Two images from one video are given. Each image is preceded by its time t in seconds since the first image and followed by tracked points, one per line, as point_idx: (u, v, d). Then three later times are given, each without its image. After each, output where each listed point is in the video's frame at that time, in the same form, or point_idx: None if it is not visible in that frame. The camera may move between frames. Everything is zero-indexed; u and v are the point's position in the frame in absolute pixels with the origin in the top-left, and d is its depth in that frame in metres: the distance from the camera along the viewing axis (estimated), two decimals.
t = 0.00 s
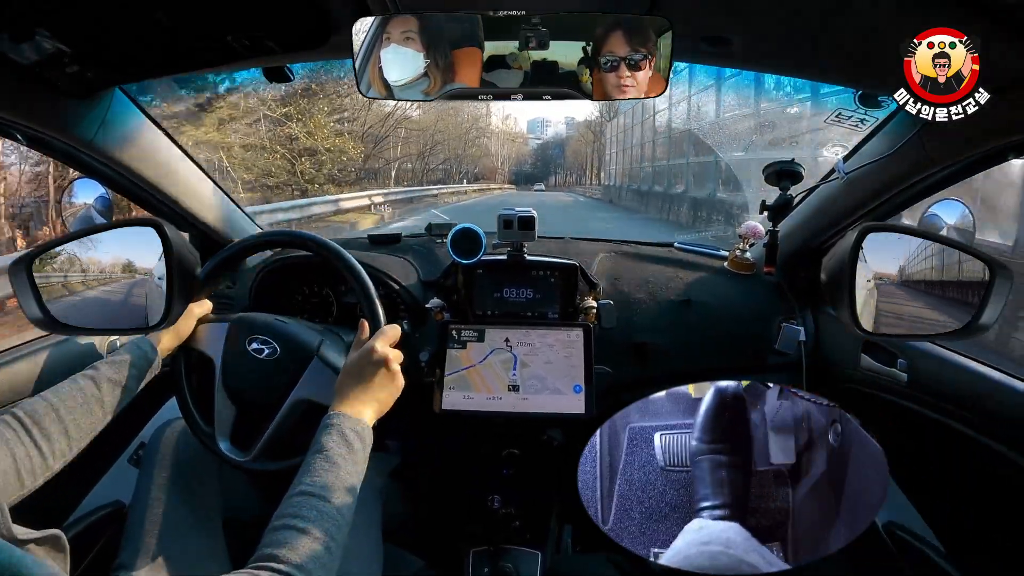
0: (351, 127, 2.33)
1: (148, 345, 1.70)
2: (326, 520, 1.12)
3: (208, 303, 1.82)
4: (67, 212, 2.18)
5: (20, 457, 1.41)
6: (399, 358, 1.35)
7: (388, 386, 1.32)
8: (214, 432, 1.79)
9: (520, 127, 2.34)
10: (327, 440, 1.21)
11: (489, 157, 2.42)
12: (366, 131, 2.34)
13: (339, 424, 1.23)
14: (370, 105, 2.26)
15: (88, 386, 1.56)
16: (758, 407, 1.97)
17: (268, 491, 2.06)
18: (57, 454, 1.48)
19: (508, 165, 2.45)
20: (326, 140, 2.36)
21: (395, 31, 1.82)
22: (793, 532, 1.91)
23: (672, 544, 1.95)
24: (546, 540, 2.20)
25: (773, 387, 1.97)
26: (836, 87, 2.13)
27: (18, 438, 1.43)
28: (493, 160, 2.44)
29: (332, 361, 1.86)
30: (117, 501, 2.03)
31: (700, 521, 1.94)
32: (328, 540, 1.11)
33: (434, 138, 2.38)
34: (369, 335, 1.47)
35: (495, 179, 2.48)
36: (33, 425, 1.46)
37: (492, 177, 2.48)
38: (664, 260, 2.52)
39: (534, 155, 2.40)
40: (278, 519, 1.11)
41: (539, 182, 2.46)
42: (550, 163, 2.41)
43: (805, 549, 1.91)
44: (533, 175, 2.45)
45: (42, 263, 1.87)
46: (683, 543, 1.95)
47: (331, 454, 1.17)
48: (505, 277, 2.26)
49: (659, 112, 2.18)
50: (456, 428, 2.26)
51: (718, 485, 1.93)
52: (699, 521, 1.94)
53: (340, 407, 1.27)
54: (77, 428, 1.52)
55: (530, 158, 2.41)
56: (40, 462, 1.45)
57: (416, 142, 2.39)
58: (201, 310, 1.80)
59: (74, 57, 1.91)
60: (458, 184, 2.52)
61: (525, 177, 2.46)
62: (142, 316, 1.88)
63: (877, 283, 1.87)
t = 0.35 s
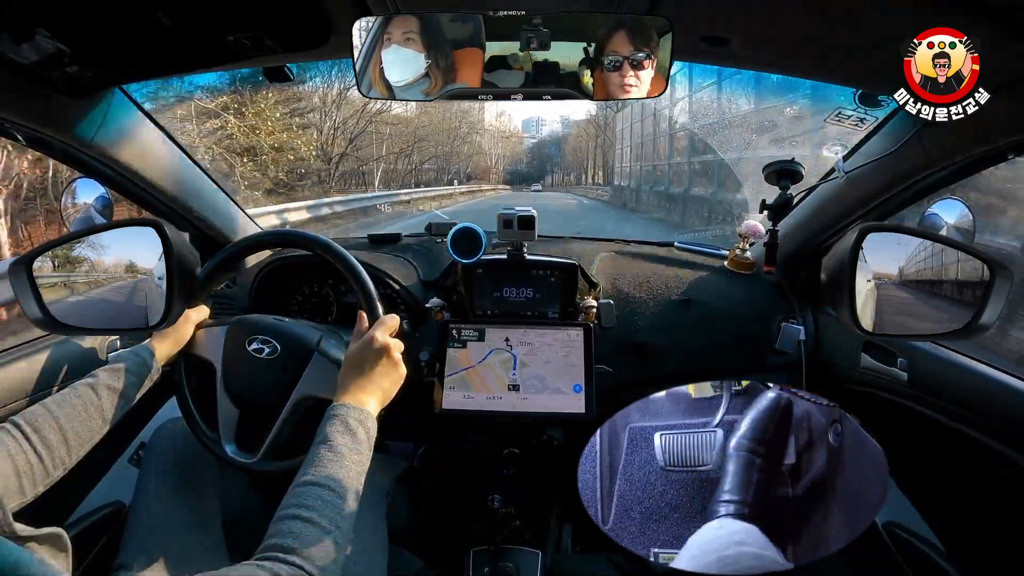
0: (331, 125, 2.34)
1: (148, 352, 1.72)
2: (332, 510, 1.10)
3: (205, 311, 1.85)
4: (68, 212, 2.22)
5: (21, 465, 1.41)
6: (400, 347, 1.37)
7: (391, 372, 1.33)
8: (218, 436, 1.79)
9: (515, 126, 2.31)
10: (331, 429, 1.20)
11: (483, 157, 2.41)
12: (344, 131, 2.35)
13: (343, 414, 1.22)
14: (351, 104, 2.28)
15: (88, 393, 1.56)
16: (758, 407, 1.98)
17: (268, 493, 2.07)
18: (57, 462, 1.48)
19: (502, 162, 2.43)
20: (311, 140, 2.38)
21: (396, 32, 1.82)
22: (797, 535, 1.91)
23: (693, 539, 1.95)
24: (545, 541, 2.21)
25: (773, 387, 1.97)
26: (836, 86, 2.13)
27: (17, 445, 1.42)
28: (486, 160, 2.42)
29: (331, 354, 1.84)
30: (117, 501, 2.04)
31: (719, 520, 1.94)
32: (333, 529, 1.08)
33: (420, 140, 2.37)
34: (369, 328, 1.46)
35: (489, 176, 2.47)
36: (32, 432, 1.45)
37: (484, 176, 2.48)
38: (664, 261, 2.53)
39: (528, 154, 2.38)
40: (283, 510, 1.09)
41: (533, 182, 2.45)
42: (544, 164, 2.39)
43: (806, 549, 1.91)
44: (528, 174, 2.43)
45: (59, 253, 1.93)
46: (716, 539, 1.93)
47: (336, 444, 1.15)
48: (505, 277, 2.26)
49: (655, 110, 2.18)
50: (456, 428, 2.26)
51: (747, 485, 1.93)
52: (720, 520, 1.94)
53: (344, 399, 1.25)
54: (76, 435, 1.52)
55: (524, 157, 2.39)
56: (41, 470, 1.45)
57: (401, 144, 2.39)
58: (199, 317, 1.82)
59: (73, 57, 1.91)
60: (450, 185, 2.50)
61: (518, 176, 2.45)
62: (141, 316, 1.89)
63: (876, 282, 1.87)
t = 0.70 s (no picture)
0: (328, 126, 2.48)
1: (149, 350, 1.69)
2: (329, 513, 1.09)
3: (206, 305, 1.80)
4: (68, 213, 2.15)
5: (20, 461, 1.40)
6: (399, 351, 1.37)
7: (389, 377, 1.32)
8: (216, 434, 1.79)
9: (511, 122, 2.33)
10: (329, 433, 1.19)
11: (476, 153, 2.40)
12: (348, 132, 2.49)
13: (341, 417, 1.22)
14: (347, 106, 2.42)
15: (87, 390, 1.54)
16: (758, 407, 1.98)
17: (267, 493, 2.07)
18: (57, 458, 1.47)
19: (499, 160, 2.41)
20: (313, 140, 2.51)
21: (400, 32, 1.81)
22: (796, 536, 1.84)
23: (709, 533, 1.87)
24: (545, 541, 2.19)
25: (773, 387, 2.00)
26: (835, 87, 2.15)
27: (17, 443, 1.42)
28: (479, 156, 2.42)
29: (332, 356, 1.84)
30: (117, 501, 2.04)
31: (727, 514, 1.87)
32: (330, 533, 1.07)
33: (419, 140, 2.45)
34: (368, 331, 1.46)
35: (483, 172, 2.45)
36: (33, 430, 1.45)
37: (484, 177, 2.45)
38: (665, 262, 2.51)
39: (526, 151, 2.38)
40: (279, 512, 1.08)
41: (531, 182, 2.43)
42: (541, 163, 2.41)
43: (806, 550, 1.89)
44: (526, 173, 2.41)
45: (74, 248, 2.00)
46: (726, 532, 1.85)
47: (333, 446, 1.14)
48: (505, 277, 2.26)
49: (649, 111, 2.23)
50: (456, 428, 2.26)
51: (757, 481, 1.87)
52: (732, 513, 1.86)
53: (342, 402, 1.25)
54: (77, 432, 1.51)
55: (523, 154, 2.39)
56: (40, 466, 1.44)
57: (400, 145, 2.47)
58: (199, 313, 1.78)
59: (73, 57, 1.91)
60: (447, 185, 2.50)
61: (516, 174, 2.41)
62: (139, 316, 1.88)
63: (876, 284, 1.88)
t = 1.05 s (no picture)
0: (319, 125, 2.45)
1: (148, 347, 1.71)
2: (327, 517, 1.08)
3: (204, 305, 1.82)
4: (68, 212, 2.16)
5: (20, 458, 1.39)
6: (399, 356, 1.36)
7: (387, 382, 1.32)
8: (216, 434, 1.80)
9: (507, 119, 2.34)
10: (328, 437, 1.20)
11: (468, 151, 2.41)
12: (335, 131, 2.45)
13: (339, 420, 1.22)
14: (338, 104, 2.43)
15: (88, 388, 1.56)
16: (759, 407, 2.00)
17: (268, 493, 2.07)
18: (57, 456, 1.47)
19: (496, 156, 2.39)
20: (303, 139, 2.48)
21: (399, 31, 1.82)
22: (795, 535, 1.91)
23: (669, 545, 1.94)
24: (545, 542, 2.21)
25: (773, 387, 1.99)
26: (836, 87, 2.13)
27: (18, 440, 1.40)
28: (472, 154, 2.41)
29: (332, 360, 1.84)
30: (117, 502, 2.04)
31: (694, 521, 1.93)
32: (328, 537, 1.07)
33: (414, 135, 2.45)
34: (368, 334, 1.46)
35: (480, 168, 2.41)
36: (32, 427, 1.44)
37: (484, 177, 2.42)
38: (664, 261, 2.51)
39: (521, 148, 2.37)
40: (277, 516, 1.07)
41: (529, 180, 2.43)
42: (537, 161, 2.40)
43: (806, 551, 1.90)
44: (522, 171, 2.41)
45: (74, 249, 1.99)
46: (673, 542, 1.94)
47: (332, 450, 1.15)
48: (505, 277, 2.26)
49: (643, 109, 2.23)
50: (456, 429, 2.26)
51: (740, 482, 1.93)
52: (697, 523, 1.93)
53: (341, 405, 1.26)
54: (77, 430, 1.51)
55: (519, 150, 2.37)
56: (40, 463, 1.43)
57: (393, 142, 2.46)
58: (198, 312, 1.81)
59: (73, 57, 1.91)
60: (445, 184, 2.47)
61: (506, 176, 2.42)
62: (140, 316, 1.88)
63: (877, 284, 1.86)
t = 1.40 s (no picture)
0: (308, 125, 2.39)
1: (149, 347, 1.67)
2: (327, 517, 1.08)
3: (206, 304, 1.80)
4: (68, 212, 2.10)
5: (20, 459, 1.40)
6: (399, 355, 1.37)
7: (387, 383, 1.33)
8: (215, 432, 1.80)
9: (501, 115, 2.33)
10: (328, 436, 1.20)
11: (459, 148, 2.41)
12: (324, 131, 2.40)
13: (339, 420, 1.23)
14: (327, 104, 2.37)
15: (88, 389, 1.54)
16: (758, 407, 2.00)
17: (268, 492, 2.07)
18: (58, 455, 1.47)
19: (489, 152, 2.39)
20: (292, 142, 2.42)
21: (397, 31, 1.82)
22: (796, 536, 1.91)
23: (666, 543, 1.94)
24: (545, 541, 2.19)
25: (773, 387, 2.00)
26: (836, 86, 2.12)
27: (17, 441, 1.42)
28: (464, 151, 2.41)
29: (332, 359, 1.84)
30: (117, 502, 2.05)
31: (695, 520, 1.93)
32: (327, 537, 1.06)
33: (406, 137, 2.42)
34: (369, 334, 1.46)
35: (477, 165, 2.40)
36: (33, 427, 1.45)
37: (476, 177, 2.41)
38: (664, 260, 2.51)
39: (516, 146, 2.36)
40: (276, 516, 1.07)
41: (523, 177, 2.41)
42: (534, 157, 2.38)
43: (805, 550, 1.91)
44: (517, 169, 2.39)
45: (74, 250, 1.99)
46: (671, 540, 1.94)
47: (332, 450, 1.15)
48: (505, 277, 2.26)
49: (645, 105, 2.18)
50: (456, 428, 2.26)
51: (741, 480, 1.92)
52: (697, 522, 1.93)
53: (341, 405, 1.26)
54: (77, 429, 1.51)
55: (514, 147, 2.37)
56: (41, 463, 1.44)
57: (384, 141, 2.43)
58: (199, 312, 1.79)
59: (73, 57, 1.91)
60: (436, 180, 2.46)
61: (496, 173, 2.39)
62: (140, 317, 1.88)
63: (874, 285, 1.86)
